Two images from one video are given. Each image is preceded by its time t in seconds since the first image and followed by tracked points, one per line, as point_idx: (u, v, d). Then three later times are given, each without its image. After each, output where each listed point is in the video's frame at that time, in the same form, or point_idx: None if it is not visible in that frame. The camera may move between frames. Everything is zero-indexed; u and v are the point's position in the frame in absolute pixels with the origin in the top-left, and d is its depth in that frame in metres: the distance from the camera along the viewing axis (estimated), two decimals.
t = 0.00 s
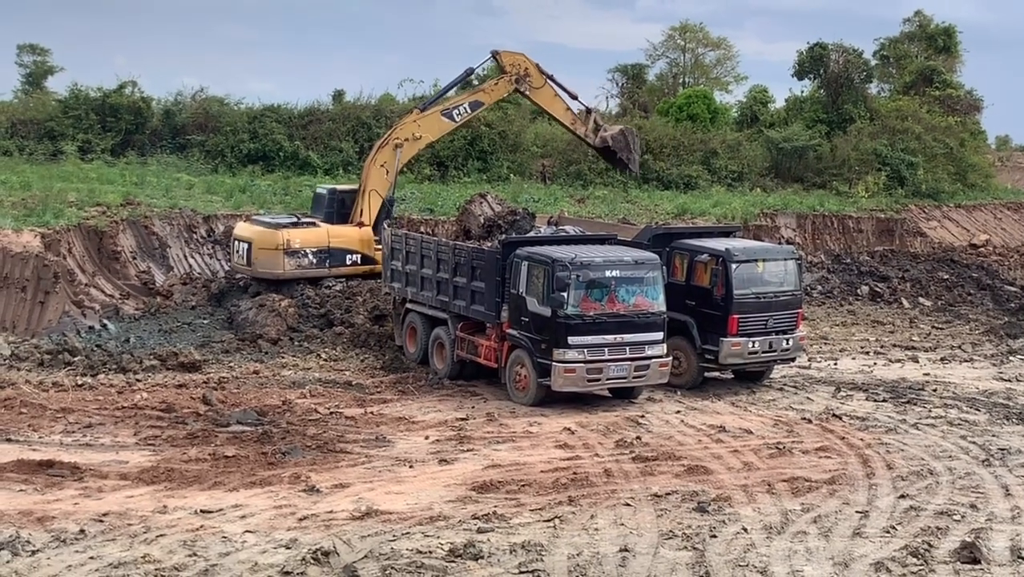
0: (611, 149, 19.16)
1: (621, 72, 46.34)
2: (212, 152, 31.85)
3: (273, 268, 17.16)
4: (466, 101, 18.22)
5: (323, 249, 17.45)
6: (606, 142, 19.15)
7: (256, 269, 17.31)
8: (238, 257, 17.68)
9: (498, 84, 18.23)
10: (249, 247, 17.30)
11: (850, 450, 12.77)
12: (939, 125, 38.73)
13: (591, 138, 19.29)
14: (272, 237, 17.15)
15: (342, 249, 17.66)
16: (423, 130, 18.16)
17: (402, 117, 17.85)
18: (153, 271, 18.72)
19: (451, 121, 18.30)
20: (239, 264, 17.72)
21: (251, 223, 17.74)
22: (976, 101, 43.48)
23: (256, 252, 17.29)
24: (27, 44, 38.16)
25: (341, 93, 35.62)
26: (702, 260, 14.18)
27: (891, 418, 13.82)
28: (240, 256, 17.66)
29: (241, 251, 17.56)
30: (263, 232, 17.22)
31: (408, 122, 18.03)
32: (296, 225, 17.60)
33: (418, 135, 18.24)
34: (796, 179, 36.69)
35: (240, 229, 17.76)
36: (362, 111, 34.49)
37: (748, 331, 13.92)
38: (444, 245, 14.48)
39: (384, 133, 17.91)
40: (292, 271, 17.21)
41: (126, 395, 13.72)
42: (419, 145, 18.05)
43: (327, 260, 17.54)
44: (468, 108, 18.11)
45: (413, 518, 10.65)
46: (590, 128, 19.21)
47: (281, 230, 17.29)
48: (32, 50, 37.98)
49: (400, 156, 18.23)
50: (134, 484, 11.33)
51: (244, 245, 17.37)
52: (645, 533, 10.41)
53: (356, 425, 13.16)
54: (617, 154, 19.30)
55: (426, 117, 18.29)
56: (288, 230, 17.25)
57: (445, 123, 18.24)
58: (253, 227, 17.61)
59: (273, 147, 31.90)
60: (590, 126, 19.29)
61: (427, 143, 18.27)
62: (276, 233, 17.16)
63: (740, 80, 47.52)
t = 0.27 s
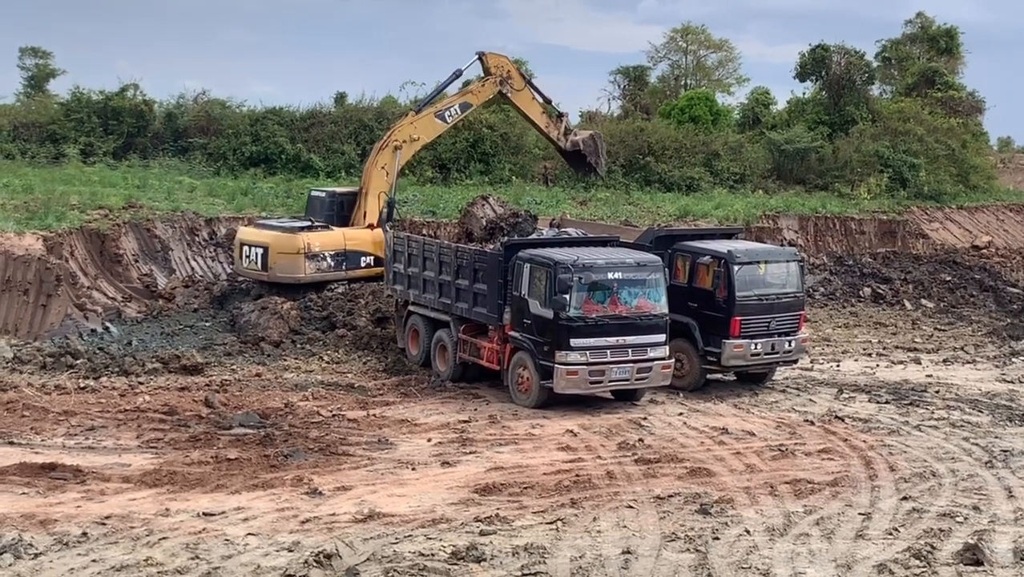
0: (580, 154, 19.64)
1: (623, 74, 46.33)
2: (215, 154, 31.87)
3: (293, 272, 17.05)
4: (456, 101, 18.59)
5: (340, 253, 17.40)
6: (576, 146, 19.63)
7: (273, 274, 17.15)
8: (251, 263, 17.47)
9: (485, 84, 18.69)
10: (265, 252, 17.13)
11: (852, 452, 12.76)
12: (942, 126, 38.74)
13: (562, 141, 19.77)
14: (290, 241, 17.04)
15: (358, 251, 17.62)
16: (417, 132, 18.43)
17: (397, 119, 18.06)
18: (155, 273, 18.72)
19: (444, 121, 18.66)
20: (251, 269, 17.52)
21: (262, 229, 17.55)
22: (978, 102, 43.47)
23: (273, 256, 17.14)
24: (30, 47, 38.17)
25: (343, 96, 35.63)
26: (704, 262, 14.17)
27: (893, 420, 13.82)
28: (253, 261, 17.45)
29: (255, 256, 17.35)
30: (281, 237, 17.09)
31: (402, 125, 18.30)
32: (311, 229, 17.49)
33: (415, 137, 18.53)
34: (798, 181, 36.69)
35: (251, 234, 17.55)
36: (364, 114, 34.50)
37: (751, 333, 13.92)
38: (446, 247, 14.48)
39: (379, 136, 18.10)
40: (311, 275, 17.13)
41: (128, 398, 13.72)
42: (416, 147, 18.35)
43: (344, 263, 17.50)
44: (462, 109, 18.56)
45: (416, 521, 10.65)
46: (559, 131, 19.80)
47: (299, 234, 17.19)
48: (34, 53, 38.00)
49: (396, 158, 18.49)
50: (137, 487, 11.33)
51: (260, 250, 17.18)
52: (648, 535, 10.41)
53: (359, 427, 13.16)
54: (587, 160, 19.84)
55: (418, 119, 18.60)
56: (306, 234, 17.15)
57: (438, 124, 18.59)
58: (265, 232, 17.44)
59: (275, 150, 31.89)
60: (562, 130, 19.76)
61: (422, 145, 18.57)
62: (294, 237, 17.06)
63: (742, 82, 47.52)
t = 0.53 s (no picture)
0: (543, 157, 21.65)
1: (623, 76, 46.45)
2: (215, 156, 31.88)
3: (314, 275, 16.97)
4: (441, 101, 19.03)
5: (357, 254, 17.43)
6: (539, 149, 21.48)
7: (294, 277, 17.02)
8: (266, 267, 17.25)
9: (463, 85, 19.33)
10: (285, 255, 16.97)
11: (853, 453, 12.76)
12: (942, 127, 38.76)
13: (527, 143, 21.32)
14: (311, 244, 16.95)
15: (372, 252, 17.69)
16: (412, 131, 18.61)
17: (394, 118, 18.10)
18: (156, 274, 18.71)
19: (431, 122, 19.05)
20: (266, 274, 17.30)
21: (275, 232, 17.37)
22: (978, 103, 43.49)
23: (293, 259, 17.01)
24: (30, 49, 38.18)
25: (344, 97, 35.65)
26: (704, 264, 14.17)
27: (894, 421, 13.82)
28: (268, 265, 17.24)
29: (272, 260, 17.15)
30: (301, 239, 16.98)
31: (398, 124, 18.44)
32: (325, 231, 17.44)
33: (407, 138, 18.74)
34: (798, 182, 36.71)
35: (263, 238, 17.31)
36: (365, 115, 34.51)
37: (751, 334, 13.91)
38: (447, 248, 14.48)
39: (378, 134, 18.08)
40: (332, 277, 17.10)
41: (129, 399, 13.72)
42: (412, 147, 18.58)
43: (360, 264, 17.53)
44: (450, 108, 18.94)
45: (417, 522, 10.65)
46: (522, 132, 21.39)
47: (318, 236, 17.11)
48: (35, 55, 38.02)
49: (390, 159, 18.60)
50: (138, 489, 11.33)
51: (278, 253, 17.00)
52: (649, 536, 10.41)
53: (359, 429, 13.16)
54: (547, 162, 21.90)
55: (407, 120, 18.80)
56: (326, 236, 17.10)
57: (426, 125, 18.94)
58: (279, 236, 17.27)
59: (276, 152, 31.91)
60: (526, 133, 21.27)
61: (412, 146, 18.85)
62: (314, 239, 16.99)
63: (742, 83, 47.55)
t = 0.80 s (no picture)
0: (500, 157, 21.82)
1: (623, 76, 46.52)
2: (215, 156, 31.88)
3: (337, 276, 17.01)
4: (422, 100, 19.20)
5: (373, 254, 17.68)
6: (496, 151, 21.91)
7: (316, 278, 16.98)
8: (284, 269, 17.10)
9: (439, 84, 19.59)
10: (307, 256, 16.90)
11: (853, 453, 12.77)
12: (942, 127, 38.77)
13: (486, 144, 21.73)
14: (334, 244, 16.98)
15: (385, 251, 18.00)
16: (401, 130, 18.71)
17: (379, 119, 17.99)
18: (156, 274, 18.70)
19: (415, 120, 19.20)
20: (284, 275, 17.14)
21: (290, 234, 17.25)
22: (979, 103, 43.48)
23: (315, 260, 16.96)
24: (30, 49, 38.15)
25: (344, 97, 35.64)
26: (704, 264, 14.17)
27: (894, 421, 13.82)
28: (287, 267, 17.09)
29: (292, 262, 17.02)
30: (323, 240, 16.98)
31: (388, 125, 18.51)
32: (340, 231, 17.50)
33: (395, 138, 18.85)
34: (798, 182, 36.71)
35: (278, 240, 17.14)
36: (365, 115, 34.50)
37: (751, 334, 13.91)
38: (446, 248, 14.48)
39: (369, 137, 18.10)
40: (354, 277, 17.22)
41: (129, 399, 13.72)
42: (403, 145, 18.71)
43: (376, 263, 17.78)
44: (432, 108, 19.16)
45: (416, 522, 10.65)
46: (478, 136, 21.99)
47: (337, 237, 17.14)
48: (35, 55, 38.00)
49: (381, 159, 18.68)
50: (138, 488, 11.33)
51: (301, 254, 16.90)
52: (648, 536, 10.41)
53: (359, 429, 13.16)
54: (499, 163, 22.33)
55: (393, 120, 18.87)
56: (347, 236, 17.19)
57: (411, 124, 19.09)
58: (296, 237, 17.18)
59: (276, 151, 31.90)
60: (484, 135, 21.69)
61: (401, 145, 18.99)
62: (336, 240, 17.03)
63: (742, 83, 47.54)
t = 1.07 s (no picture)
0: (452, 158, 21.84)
1: (624, 76, 46.58)
2: (215, 155, 31.90)
3: (362, 275, 17.26)
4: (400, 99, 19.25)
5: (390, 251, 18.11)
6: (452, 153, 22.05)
7: (341, 278, 17.13)
8: (307, 269, 17.10)
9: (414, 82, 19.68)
10: (333, 256, 17.01)
11: (853, 453, 12.77)
12: (943, 128, 38.77)
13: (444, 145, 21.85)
14: (358, 244, 17.20)
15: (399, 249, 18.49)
16: (387, 130, 18.70)
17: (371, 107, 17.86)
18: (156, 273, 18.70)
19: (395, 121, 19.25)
20: (305, 276, 17.14)
21: (308, 235, 17.25)
22: (979, 104, 43.48)
23: (340, 260, 17.10)
24: (31, 48, 38.16)
25: (344, 97, 35.63)
26: (704, 264, 14.17)
27: (894, 422, 13.82)
28: (309, 267, 17.11)
29: (316, 262, 17.05)
30: (346, 240, 17.14)
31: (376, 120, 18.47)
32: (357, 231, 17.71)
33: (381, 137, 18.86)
34: (798, 182, 36.71)
35: (299, 241, 17.12)
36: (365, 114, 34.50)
37: (751, 334, 13.90)
38: (446, 248, 14.48)
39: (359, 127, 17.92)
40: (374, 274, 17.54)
41: (129, 398, 13.72)
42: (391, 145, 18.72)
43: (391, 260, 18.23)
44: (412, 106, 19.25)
45: (416, 522, 10.65)
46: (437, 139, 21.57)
47: (359, 237, 17.36)
48: (35, 54, 37.99)
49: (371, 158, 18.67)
50: (138, 487, 11.34)
51: (326, 254, 16.97)
52: (648, 536, 10.42)
53: (359, 428, 13.16)
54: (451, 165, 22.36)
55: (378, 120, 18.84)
56: (367, 236, 17.45)
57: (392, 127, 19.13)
58: (316, 237, 17.24)
59: (276, 151, 31.90)
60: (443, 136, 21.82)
61: (385, 147, 19.00)
62: (359, 240, 17.26)
63: (742, 83, 47.53)
